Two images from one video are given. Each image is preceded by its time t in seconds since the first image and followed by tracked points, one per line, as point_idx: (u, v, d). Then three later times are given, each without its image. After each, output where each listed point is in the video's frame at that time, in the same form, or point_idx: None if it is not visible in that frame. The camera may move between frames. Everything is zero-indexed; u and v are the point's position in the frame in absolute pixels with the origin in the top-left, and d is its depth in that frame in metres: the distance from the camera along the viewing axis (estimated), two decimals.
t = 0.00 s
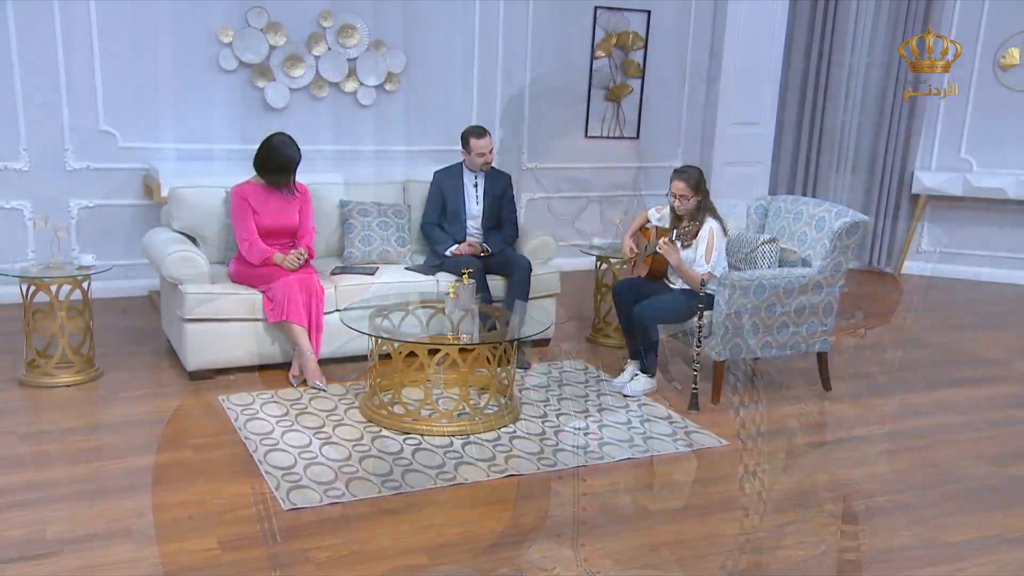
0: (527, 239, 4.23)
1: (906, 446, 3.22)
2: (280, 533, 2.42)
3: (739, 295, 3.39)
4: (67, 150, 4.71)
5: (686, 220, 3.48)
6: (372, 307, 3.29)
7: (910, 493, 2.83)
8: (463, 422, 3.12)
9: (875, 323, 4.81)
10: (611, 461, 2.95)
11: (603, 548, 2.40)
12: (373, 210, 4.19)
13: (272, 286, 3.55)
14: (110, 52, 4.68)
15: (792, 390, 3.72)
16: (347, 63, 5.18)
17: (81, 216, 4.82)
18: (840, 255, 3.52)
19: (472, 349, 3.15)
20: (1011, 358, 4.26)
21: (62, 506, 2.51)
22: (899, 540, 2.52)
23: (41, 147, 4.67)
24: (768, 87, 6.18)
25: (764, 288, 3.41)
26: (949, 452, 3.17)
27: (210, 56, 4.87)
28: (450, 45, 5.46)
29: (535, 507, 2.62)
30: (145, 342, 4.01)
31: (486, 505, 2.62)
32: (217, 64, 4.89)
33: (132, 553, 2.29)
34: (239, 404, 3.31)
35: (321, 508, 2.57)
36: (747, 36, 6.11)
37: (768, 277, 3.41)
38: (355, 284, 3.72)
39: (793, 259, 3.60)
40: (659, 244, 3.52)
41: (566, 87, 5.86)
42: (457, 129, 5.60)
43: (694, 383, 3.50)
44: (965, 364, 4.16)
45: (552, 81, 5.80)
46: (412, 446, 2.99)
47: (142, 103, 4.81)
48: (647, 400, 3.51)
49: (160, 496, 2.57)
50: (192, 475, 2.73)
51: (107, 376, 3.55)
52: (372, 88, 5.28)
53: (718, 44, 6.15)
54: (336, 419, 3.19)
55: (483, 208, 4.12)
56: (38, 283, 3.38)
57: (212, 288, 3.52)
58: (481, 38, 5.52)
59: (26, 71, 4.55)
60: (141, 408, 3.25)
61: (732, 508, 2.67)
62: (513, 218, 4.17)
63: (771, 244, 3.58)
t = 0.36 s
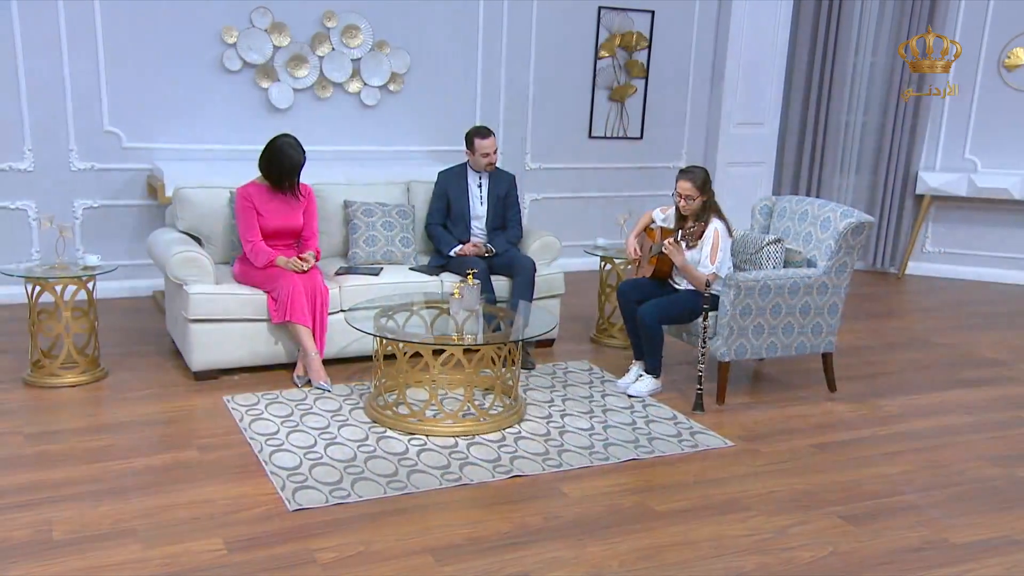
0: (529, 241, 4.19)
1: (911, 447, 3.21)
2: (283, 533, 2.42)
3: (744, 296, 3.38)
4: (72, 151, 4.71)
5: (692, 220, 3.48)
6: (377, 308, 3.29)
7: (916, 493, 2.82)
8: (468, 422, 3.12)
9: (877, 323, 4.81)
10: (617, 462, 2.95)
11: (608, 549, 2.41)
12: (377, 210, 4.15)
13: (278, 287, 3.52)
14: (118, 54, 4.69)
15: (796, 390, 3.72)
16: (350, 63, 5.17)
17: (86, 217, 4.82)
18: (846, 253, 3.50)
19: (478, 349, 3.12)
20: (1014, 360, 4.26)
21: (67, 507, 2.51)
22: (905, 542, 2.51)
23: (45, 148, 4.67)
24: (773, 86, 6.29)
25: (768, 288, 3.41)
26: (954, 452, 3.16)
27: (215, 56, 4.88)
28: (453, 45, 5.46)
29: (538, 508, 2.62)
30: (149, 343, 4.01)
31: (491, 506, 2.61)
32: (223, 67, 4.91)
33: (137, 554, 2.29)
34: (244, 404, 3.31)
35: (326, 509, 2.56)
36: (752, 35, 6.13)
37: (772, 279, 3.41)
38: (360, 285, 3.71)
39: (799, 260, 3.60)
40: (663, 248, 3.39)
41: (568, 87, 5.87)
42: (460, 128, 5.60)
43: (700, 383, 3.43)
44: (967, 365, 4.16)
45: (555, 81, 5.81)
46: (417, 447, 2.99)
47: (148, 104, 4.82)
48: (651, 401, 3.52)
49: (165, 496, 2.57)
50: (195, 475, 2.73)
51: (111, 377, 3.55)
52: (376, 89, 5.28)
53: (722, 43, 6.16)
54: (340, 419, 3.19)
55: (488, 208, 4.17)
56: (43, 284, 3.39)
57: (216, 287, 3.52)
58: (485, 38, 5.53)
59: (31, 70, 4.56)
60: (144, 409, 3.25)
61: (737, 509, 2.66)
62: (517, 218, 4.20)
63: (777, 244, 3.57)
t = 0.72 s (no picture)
0: (529, 242, 4.20)
1: (912, 446, 3.22)
2: (285, 534, 2.41)
3: (746, 296, 3.38)
4: (72, 151, 4.71)
5: (693, 219, 3.49)
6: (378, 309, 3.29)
7: (918, 494, 2.82)
8: (470, 423, 3.12)
9: (878, 324, 4.81)
10: (619, 462, 2.95)
11: (611, 550, 2.40)
12: (378, 210, 4.15)
13: (278, 287, 3.52)
14: (119, 54, 4.69)
15: (797, 391, 3.72)
16: (350, 63, 5.17)
17: (86, 218, 4.81)
18: (846, 255, 3.50)
19: (479, 350, 3.13)
20: (1015, 360, 4.26)
21: (69, 508, 2.51)
22: (908, 542, 2.51)
23: (45, 148, 4.67)
24: (773, 85, 6.30)
25: (769, 291, 3.42)
26: (956, 453, 3.16)
27: (215, 56, 4.88)
28: (453, 45, 5.46)
29: (540, 509, 2.62)
30: (150, 343, 4.01)
31: (494, 507, 2.61)
32: (224, 67, 4.91)
33: (140, 555, 2.29)
34: (245, 405, 3.30)
35: (328, 510, 2.56)
36: (752, 35, 6.13)
37: (774, 281, 3.42)
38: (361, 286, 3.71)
39: (800, 260, 3.60)
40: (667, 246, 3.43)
41: (569, 86, 5.87)
42: (461, 128, 5.60)
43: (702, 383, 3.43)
44: (968, 365, 4.16)
45: (555, 81, 5.81)
46: (419, 448, 2.99)
47: (149, 105, 4.82)
48: (652, 401, 3.52)
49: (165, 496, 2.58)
50: (196, 476, 2.72)
51: (112, 377, 3.54)
52: (376, 89, 5.28)
53: (722, 43, 6.17)
54: (341, 420, 3.19)
55: (489, 208, 4.18)
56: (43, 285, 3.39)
57: (218, 288, 3.52)
58: (486, 38, 5.53)
59: (31, 70, 4.56)
60: (145, 409, 3.24)
61: (739, 510, 2.66)
62: (518, 218, 4.19)
63: (778, 245, 3.56)
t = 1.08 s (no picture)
0: (529, 242, 4.19)
1: (912, 446, 3.22)
2: (285, 536, 2.41)
3: (746, 296, 3.38)
4: (71, 151, 4.70)
5: (694, 220, 3.49)
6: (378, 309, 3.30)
7: (919, 494, 2.82)
8: (470, 424, 3.12)
9: (877, 324, 4.81)
10: (619, 463, 2.95)
11: (612, 551, 2.40)
12: (377, 211, 4.15)
13: (279, 287, 3.51)
14: (117, 54, 4.68)
15: (797, 391, 3.72)
16: (349, 64, 5.17)
17: (85, 219, 4.81)
18: (847, 256, 3.50)
19: (479, 350, 3.12)
20: (1014, 360, 4.27)
21: (69, 510, 2.51)
22: (909, 543, 2.51)
23: (43, 148, 4.66)
24: (771, 86, 6.30)
25: (769, 291, 3.42)
26: (956, 453, 3.16)
27: (214, 56, 4.88)
28: (453, 45, 5.46)
29: (541, 510, 2.62)
30: (149, 344, 4.00)
31: (495, 508, 2.61)
32: (223, 67, 4.91)
33: (140, 557, 2.28)
34: (244, 406, 3.30)
35: (329, 511, 2.56)
36: (751, 35, 6.13)
37: (774, 282, 3.42)
38: (360, 286, 3.71)
39: (800, 261, 3.60)
40: (670, 248, 3.42)
41: (568, 87, 5.87)
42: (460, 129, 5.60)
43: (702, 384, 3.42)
44: (967, 365, 4.16)
45: (554, 81, 5.81)
46: (419, 449, 2.99)
47: (148, 105, 4.81)
48: (652, 402, 3.52)
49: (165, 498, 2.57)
50: (196, 478, 2.72)
51: (112, 378, 3.54)
52: (375, 89, 5.28)
53: (721, 43, 6.17)
54: (342, 421, 3.18)
55: (482, 206, 4.17)
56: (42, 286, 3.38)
57: (219, 288, 3.52)
58: (485, 39, 5.53)
59: (29, 71, 4.55)
60: (145, 410, 3.24)
61: (740, 510, 2.66)
62: (513, 215, 4.18)
63: (778, 246, 3.56)
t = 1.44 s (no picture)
0: (529, 242, 4.19)
1: (912, 447, 3.22)
2: (287, 538, 2.41)
3: (746, 297, 3.39)
4: (69, 152, 4.70)
5: (694, 220, 3.49)
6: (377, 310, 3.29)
7: (920, 495, 2.83)
8: (470, 424, 3.11)
9: (876, 324, 4.82)
10: (620, 464, 2.95)
11: (614, 552, 2.40)
12: (377, 212, 4.14)
13: (279, 288, 3.51)
14: (116, 54, 4.68)
15: (797, 391, 3.72)
16: (348, 64, 5.16)
17: (83, 219, 4.80)
18: (848, 257, 3.50)
19: (479, 351, 3.12)
20: (1013, 360, 4.27)
21: (69, 511, 2.50)
22: (910, 544, 2.51)
23: (41, 148, 4.65)
24: (770, 87, 6.31)
25: (770, 291, 3.42)
26: (956, 453, 3.17)
27: (213, 57, 4.87)
28: (452, 46, 5.45)
29: (542, 510, 2.62)
30: (147, 345, 4.00)
31: (496, 509, 2.61)
32: (222, 68, 4.90)
33: (141, 558, 2.28)
34: (244, 407, 3.29)
35: (330, 512, 2.56)
36: (750, 35, 6.14)
37: (775, 282, 3.42)
38: (359, 286, 3.70)
39: (800, 261, 3.61)
40: (670, 249, 3.40)
41: (567, 87, 5.87)
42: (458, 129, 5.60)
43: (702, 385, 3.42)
44: (966, 365, 4.17)
45: (553, 82, 5.81)
46: (420, 450, 2.99)
47: (145, 105, 4.81)
48: (652, 402, 3.52)
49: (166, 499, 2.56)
50: (197, 479, 2.71)
51: (110, 379, 3.53)
52: (374, 90, 5.28)
53: (719, 44, 6.17)
54: (342, 422, 3.18)
55: (471, 207, 4.16)
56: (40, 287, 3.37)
57: (219, 289, 3.51)
58: (483, 39, 5.53)
59: (27, 71, 4.54)
60: (145, 411, 3.23)
61: (742, 511, 2.66)
62: (501, 216, 4.16)
63: (777, 246, 3.57)
